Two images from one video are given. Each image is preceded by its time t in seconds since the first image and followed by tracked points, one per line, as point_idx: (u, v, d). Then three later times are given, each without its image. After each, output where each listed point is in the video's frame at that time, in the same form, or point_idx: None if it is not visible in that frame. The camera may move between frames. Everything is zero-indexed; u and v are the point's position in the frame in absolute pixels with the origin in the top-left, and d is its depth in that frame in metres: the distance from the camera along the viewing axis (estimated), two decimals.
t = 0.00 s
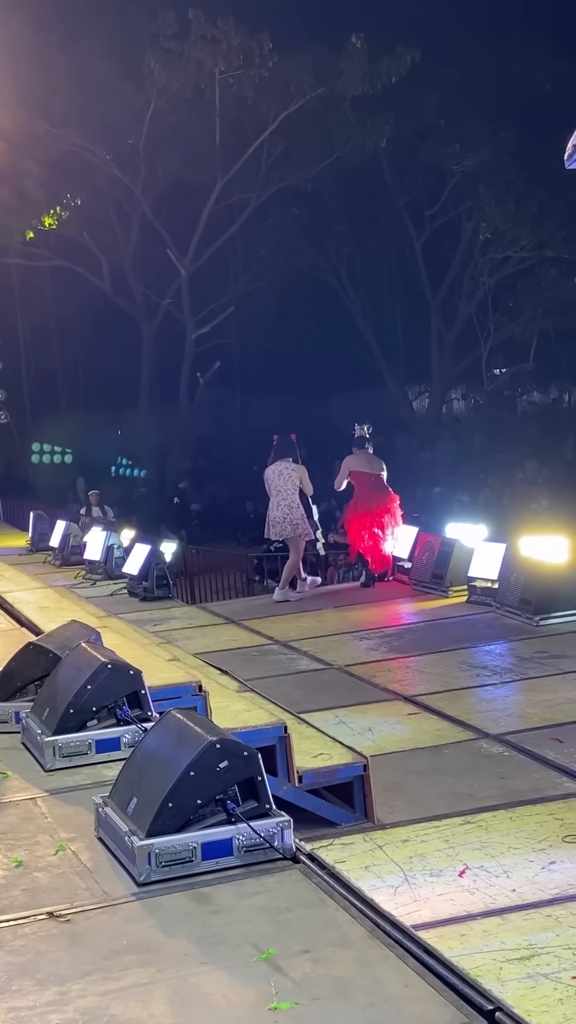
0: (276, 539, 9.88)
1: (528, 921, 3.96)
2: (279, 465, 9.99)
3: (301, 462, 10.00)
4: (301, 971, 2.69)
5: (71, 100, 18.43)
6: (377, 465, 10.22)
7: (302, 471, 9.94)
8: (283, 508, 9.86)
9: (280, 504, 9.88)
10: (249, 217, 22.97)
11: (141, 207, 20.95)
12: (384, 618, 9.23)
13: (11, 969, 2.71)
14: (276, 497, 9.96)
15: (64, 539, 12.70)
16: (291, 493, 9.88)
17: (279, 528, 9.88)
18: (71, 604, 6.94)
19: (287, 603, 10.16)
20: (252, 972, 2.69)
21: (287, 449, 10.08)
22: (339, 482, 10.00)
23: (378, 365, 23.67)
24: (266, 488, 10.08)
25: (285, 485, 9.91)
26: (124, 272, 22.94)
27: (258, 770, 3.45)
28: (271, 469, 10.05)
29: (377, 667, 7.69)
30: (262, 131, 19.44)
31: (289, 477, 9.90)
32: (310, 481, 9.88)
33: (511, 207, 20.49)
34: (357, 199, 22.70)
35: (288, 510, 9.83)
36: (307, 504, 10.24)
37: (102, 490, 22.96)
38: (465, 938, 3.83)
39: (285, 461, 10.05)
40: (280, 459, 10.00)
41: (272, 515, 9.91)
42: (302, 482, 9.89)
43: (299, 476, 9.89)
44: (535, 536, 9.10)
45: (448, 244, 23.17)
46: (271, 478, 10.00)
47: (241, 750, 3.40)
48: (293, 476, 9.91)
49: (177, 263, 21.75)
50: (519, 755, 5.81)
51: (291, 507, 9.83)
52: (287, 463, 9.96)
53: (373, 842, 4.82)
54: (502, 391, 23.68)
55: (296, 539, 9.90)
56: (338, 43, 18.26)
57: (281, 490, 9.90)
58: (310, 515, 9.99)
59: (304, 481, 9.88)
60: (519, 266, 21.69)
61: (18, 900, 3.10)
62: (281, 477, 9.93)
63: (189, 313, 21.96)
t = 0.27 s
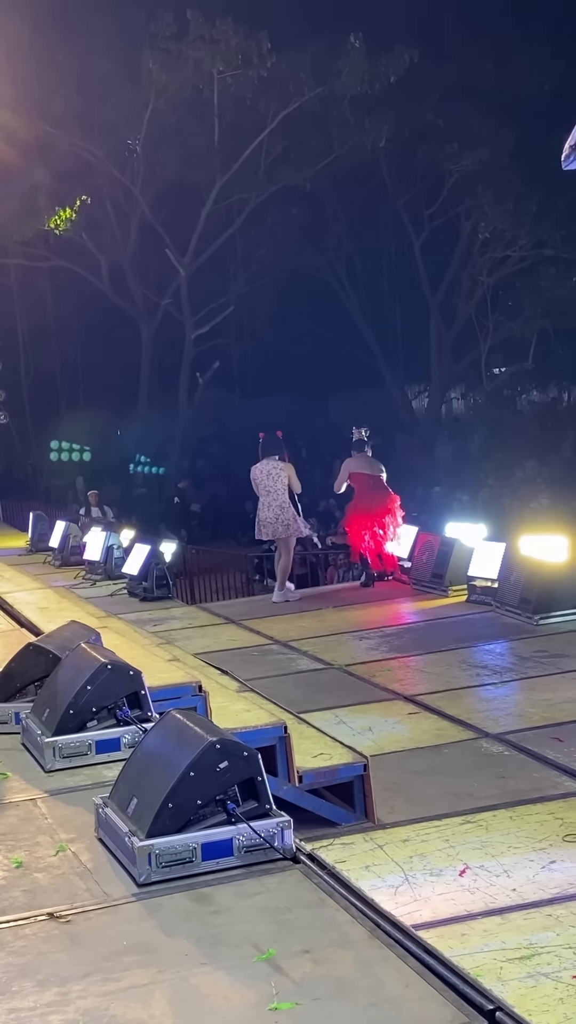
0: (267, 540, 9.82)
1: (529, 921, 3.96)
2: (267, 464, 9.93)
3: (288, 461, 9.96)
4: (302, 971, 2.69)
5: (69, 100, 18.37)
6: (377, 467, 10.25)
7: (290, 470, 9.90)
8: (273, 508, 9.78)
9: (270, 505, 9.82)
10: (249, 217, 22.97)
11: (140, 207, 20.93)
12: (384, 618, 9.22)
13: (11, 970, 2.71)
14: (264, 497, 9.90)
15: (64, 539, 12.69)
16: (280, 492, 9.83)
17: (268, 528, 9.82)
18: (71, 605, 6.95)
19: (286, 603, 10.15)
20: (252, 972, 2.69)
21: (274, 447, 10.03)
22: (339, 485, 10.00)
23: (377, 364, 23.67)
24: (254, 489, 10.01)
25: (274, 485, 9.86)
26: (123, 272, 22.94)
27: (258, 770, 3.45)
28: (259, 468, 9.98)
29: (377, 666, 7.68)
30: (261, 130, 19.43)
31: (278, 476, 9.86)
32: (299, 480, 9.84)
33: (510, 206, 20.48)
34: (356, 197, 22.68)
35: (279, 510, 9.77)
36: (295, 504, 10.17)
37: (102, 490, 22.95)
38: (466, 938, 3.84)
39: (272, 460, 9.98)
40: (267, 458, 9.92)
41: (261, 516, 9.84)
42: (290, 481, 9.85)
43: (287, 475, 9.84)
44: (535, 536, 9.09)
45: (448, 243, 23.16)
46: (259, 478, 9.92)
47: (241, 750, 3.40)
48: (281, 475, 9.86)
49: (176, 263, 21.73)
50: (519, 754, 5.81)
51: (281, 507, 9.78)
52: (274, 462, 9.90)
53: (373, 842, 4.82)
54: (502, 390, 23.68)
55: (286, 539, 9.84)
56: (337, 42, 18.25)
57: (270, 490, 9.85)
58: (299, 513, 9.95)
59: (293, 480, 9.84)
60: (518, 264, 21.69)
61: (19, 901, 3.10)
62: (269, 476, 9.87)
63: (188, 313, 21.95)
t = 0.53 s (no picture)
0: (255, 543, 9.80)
1: (532, 920, 3.96)
2: (256, 466, 9.91)
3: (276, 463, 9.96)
4: (306, 972, 2.69)
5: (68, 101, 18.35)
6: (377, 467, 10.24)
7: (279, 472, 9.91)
8: (263, 510, 9.77)
9: (259, 507, 9.80)
10: (249, 217, 22.98)
11: (140, 208, 20.93)
12: (385, 618, 9.22)
13: (15, 971, 2.71)
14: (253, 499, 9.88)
15: (65, 540, 12.69)
16: (269, 494, 9.81)
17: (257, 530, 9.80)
18: (72, 605, 6.95)
19: (288, 603, 10.15)
20: (256, 973, 2.69)
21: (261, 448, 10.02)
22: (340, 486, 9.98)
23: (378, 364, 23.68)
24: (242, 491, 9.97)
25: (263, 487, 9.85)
26: (123, 273, 22.94)
27: (261, 770, 3.45)
28: (247, 469, 9.94)
29: (379, 666, 7.68)
30: (261, 130, 19.44)
31: (266, 478, 9.85)
32: (288, 481, 9.86)
33: (510, 205, 20.50)
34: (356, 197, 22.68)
35: (268, 512, 9.76)
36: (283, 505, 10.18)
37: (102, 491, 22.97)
38: (470, 938, 3.83)
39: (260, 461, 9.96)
40: (255, 459, 9.90)
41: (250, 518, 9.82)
42: (279, 482, 9.87)
43: (276, 477, 9.85)
44: (536, 536, 9.09)
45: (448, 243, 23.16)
46: (247, 479, 9.89)
47: (244, 750, 3.40)
48: (269, 476, 9.86)
49: (176, 263, 21.73)
50: (522, 754, 5.81)
51: (270, 509, 9.77)
52: (263, 464, 9.89)
53: (376, 842, 4.81)
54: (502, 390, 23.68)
55: (275, 541, 9.83)
56: (337, 43, 18.26)
57: (259, 492, 9.83)
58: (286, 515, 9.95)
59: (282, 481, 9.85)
60: (518, 264, 21.70)
61: (22, 901, 3.11)
62: (258, 478, 9.85)
63: (189, 313, 21.95)
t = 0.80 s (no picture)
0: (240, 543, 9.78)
1: (534, 920, 3.96)
2: (245, 467, 9.90)
3: (265, 464, 9.99)
4: (308, 973, 2.68)
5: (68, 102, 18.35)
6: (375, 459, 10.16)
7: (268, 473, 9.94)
8: (250, 510, 9.77)
9: (245, 507, 9.80)
10: (248, 219, 22.97)
11: (140, 210, 20.91)
12: (387, 618, 9.23)
13: (17, 973, 2.71)
14: (240, 498, 9.88)
15: (66, 541, 12.69)
16: (257, 495, 9.82)
17: (242, 531, 9.78)
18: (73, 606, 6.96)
19: (288, 604, 10.16)
20: (258, 973, 2.69)
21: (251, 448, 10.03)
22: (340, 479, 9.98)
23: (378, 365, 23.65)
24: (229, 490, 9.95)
25: (251, 488, 9.86)
26: (123, 274, 22.94)
27: (263, 771, 3.45)
28: (236, 469, 9.93)
29: (380, 667, 7.69)
30: (261, 131, 19.43)
31: (255, 478, 9.86)
32: (277, 484, 9.90)
33: (510, 206, 20.50)
34: (355, 197, 22.68)
35: (255, 513, 9.77)
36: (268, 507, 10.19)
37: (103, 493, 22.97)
38: (472, 938, 3.84)
39: (249, 460, 9.97)
40: (244, 459, 9.89)
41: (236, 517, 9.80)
42: (267, 484, 9.89)
43: (264, 478, 9.87)
44: (537, 535, 9.09)
45: (448, 242, 23.15)
46: (235, 479, 9.88)
47: (246, 750, 3.41)
48: (258, 477, 9.88)
49: (176, 265, 21.70)
50: (523, 754, 5.81)
51: (257, 510, 9.78)
52: (252, 465, 9.90)
53: (377, 842, 4.81)
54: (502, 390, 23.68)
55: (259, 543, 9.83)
56: (336, 44, 18.24)
57: (247, 492, 9.83)
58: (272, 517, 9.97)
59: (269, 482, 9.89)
60: (519, 264, 21.70)
61: (24, 902, 3.11)
62: (247, 479, 9.85)
63: (189, 314, 21.94)
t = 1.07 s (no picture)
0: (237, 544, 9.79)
1: (534, 920, 3.96)
2: (241, 466, 9.87)
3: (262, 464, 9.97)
4: (308, 974, 2.69)
5: (67, 104, 18.35)
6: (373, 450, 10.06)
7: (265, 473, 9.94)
8: (247, 511, 9.76)
9: (241, 507, 9.78)
10: (248, 222, 23.01)
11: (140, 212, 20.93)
12: (387, 619, 9.25)
13: (17, 975, 2.71)
14: (237, 499, 9.86)
15: (66, 543, 12.69)
16: (253, 495, 9.80)
17: (238, 531, 9.76)
18: (73, 608, 6.97)
19: (288, 605, 10.17)
20: (258, 975, 2.69)
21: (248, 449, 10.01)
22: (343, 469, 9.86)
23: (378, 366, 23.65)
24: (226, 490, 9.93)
25: (247, 489, 9.83)
26: (122, 276, 22.97)
27: (262, 772, 3.45)
28: (233, 469, 9.91)
29: (380, 667, 7.70)
30: (260, 133, 19.45)
31: (252, 479, 9.85)
32: (274, 484, 9.93)
33: (508, 207, 20.56)
34: (354, 198, 22.72)
35: (251, 514, 9.75)
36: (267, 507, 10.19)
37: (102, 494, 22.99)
38: (472, 939, 3.84)
39: (246, 459, 9.95)
40: (241, 460, 9.87)
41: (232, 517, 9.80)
42: (265, 483, 9.92)
43: (261, 479, 9.85)
44: (536, 536, 9.10)
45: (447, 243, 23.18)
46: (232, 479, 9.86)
47: (245, 752, 3.41)
48: (254, 478, 9.86)
49: (176, 267, 21.72)
50: (523, 754, 5.82)
51: (254, 511, 9.77)
52: (249, 465, 9.88)
53: (377, 844, 4.81)
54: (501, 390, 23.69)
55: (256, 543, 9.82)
56: (334, 46, 18.29)
57: (242, 492, 9.80)
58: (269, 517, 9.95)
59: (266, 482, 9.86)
60: (518, 264, 21.71)
61: (24, 904, 3.11)
62: (244, 479, 9.83)
63: (188, 316, 21.97)
